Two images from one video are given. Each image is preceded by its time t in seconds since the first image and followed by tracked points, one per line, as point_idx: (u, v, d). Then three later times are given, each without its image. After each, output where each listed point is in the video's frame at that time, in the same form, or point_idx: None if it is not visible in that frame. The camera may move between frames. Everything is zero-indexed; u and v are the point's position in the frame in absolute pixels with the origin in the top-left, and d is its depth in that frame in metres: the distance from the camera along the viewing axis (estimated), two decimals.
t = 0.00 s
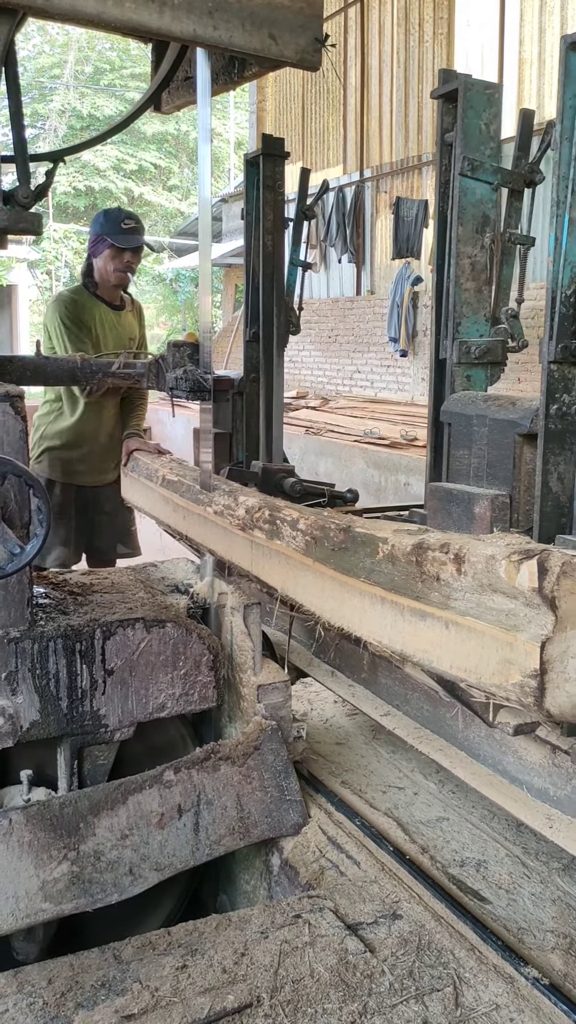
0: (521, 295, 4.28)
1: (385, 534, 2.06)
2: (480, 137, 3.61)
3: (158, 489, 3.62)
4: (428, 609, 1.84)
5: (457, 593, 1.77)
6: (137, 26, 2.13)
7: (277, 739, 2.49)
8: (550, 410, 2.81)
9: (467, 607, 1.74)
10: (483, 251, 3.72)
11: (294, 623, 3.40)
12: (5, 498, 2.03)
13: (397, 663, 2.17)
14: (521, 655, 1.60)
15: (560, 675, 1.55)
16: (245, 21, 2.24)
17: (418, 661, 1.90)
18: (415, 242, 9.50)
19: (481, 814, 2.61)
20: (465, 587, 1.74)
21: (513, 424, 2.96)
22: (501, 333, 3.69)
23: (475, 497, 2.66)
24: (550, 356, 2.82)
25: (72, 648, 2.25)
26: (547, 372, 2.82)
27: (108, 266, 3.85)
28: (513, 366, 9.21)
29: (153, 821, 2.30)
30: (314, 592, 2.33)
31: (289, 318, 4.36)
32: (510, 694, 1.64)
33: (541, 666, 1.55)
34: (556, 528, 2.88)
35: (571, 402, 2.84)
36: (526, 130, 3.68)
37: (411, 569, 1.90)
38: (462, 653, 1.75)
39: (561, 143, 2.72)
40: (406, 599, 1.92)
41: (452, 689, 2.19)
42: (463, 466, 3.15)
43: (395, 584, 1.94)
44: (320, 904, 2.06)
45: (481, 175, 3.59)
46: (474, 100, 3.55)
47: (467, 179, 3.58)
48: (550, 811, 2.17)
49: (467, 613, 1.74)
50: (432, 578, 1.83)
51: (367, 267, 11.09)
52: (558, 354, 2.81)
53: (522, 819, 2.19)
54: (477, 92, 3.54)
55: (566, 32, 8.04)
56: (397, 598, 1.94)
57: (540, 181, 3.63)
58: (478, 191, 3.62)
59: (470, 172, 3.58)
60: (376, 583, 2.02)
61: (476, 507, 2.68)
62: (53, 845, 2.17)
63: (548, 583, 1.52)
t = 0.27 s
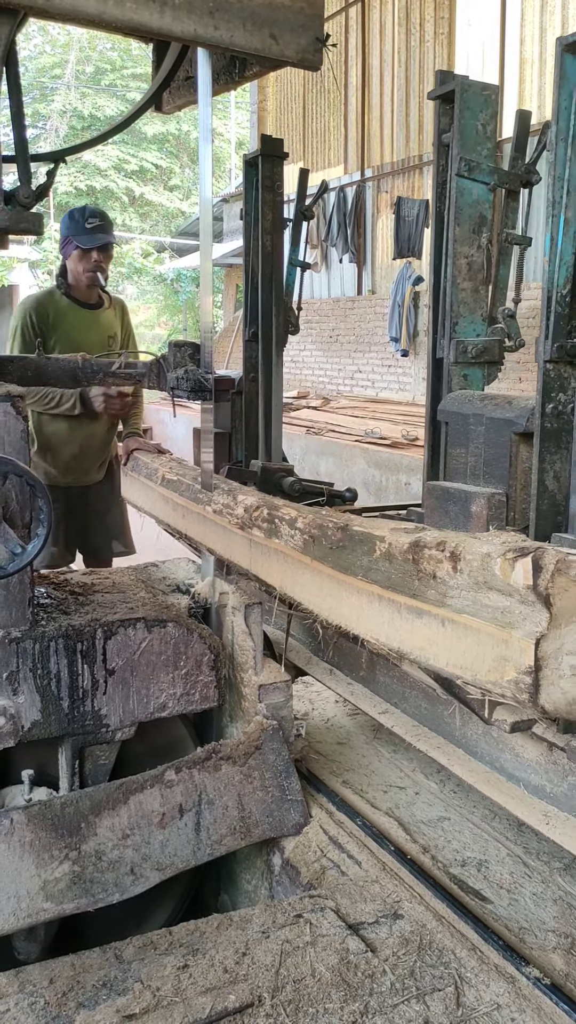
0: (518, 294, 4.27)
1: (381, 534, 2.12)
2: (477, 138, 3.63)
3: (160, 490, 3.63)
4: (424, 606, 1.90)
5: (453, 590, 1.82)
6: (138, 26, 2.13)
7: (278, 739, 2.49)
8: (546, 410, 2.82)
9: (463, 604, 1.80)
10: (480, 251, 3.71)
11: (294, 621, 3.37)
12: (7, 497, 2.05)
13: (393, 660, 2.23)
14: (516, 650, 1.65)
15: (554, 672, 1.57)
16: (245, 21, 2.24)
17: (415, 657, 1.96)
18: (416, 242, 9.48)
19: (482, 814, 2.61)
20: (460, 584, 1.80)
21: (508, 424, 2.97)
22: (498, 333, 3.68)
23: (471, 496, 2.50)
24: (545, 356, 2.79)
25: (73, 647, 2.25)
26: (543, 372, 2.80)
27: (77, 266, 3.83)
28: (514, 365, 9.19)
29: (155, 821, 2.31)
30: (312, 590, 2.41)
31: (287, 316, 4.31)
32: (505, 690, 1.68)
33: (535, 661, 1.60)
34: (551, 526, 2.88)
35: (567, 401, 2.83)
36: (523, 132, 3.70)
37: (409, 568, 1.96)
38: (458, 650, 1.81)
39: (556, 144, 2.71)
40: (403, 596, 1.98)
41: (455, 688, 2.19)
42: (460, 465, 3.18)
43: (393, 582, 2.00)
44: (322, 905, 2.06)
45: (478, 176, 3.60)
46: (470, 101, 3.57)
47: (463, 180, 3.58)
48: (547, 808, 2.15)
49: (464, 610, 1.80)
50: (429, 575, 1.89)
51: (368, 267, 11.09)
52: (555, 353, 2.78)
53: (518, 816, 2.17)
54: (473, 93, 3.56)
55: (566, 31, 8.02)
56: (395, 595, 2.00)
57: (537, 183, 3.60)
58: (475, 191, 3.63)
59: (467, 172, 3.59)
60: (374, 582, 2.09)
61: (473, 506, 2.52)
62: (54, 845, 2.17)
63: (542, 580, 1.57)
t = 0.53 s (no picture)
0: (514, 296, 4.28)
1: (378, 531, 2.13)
2: (473, 140, 3.63)
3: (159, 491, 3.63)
4: (421, 604, 1.93)
5: (448, 588, 1.84)
6: (138, 26, 2.13)
7: (279, 739, 2.49)
8: (542, 409, 2.77)
9: (459, 603, 1.81)
10: (476, 252, 3.71)
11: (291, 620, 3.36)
12: (8, 497, 2.06)
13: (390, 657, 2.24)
14: (510, 649, 1.66)
15: (549, 669, 1.61)
16: (246, 21, 2.24)
17: (411, 656, 1.99)
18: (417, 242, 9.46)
19: (483, 814, 2.62)
20: (456, 582, 1.81)
21: (504, 423, 2.94)
22: (495, 333, 3.68)
23: (467, 494, 2.55)
24: (540, 356, 2.77)
25: (74, 648, 2.25)
26: (539, 372, 2.77)
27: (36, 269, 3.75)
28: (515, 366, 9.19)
29: (155, 821, 2.31)
30: (310, 590, 2.43)
31: (286, 316, 4.31)
32: (500, 689, 1.70)
33: (529, 660, 1.61)
34: (547, 525, 2.84)
35: (563, 401, 2.79)
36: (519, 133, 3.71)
37: (405, 566, 1.97)
38: (454, 649, 1.83)
39: (551, 147, 2.63)
40: (399, 595, 2.00)
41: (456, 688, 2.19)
42: (457, 464, 3.17)
43: (389, 580, 2.02)
44: (322, 905, 2.06)
45: (475, 177, 3.59)
46: (467, 104, 3.55)
47: (460, 181, 3.58)
48: (542, 804, 2.17)
49: (459, 609, 1.81)
50: (424, 574, 1.91)
51: (369, 267, 11.11)
52: (550, 353, 2.76)
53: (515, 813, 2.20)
54: (470, 95, 3.54)
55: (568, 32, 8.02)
56: (391, 594, 2.03)
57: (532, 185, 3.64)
58: (472, 192, 3.63)
59: (463, 173, 3.57)
60: (371, 580, 2.11)
61: (469, 505, 2.56)
62: (55, 845, 2.17)
63: (537, 578, 1.57)
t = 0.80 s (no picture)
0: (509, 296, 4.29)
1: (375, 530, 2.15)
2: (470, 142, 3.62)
3: (159, 491, 3.64)
4: (417, 603, 1.94)
5: (443, 587, 1.86)
6: (141, 26, 2.13)
7: (280, 739, 2.49)
8: (536, 410, 2.72)
9: (454, 601, 1.83)
10: (473, 253, 3.70)
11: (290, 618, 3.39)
12: (10, 497, 2.06)
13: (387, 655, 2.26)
14: (504, 646, 1.69)
15: (542, 665, 1.65)
16: (248, 22, 2.24)
17: (407, 653, 2.01)
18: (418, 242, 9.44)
19: (484, 814, 2.62)
20: (450, 581, 1.83)
21: (500, 423, 2.93)
22: (491, 333, 3.66)
23: (463, 493, 2.72)
24: (535, 356, 2.71)
25: (76, 648, 2.25)
26: (533, 372, 2.72)
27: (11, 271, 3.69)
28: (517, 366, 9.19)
29: (157, 821, 2.31)
30: (307, 588, 2.43)
31: (286, 319, 4.36)
32: (495, 685, 1.73)
33: (522, 656, 1.64)
34: (542, 522, 2.74)
35: (558, 401, 2.73)
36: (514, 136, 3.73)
37: (400, 565, 2.00)
38: (449, 646, 1.85)
39: (546, 149, 2.63)
40: (395, 594, 2.02)
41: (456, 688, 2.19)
42: (453, 463, 3.16)
43: (385, 579, 2.04)
44: (323, 904, 2.06)
45: (471, 178, 3.59)
46: (463, 106, 3.55)
47: (456, 183, 3.59)
48: (539, 801, 2.10)
49: (454, 607, 1.83)
50: (420, 573, 1.93)
51: (370, 267, 11.13)
52: (545, 353, 2.71)
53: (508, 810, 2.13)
54: (466, 98, 3.54)
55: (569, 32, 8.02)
56: (387, 592, 2.05)
57: (528, 186, 3.61)
58: (468, 195, 3.63)
59: (459, 176, 3.59)
60: (367, 578, 2.12)
61: (465, 504, 2.73)
62: (56, 845, 2.18)
63: (530, 577, 1.62)
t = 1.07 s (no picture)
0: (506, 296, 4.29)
1: (371, 529, 2.13)
2: (467, 144, 3.61)
3: (159, 491, 3.64)
4: (412, 599, 1.94)
5: (439, 584, 1.85)
6: (143, 27, 2.13)
7: (281, 739, 2.48)
8: (531, 409, 2.50)
9: (450, 599, 1.82)
10: (470, 255, 3.64)
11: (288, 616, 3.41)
12: (11, 497, 2.07)
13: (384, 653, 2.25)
14: (497, 643, 1.70)
15: (534, 662, 1.67)
16: (251, 21, 2.24)
17: (402, 651, 2.02)
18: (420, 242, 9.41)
19: (485, 815, 2.62)
20: (446, 579, 1.82)
21: (496, 422, 2.74)
22: (488, 334, 3.66)
23: (459, 492, 2.58)
24: (530, 357, 2.49)
25: (77, 648, 2.25)
26: (528, 373, 2.50)
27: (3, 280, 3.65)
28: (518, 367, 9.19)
29: (158, 821, 2.31)
30: (305, 585, 2.42)
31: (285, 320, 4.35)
32: (490, 682, 1.73)
33: (515, 654, 1.66)
34: (538, 524, 2.54)
35: (554, 401, 2.52)
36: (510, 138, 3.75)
37: (397, 564, 1.98)
38: (443, 643, 1.86)
39: (542, 151, 2.33)
40: (391, 591, 2.01)
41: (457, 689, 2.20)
42: (450, 463, 2.95)
43: (381, 577, 2.02)
44: (325, 904, 2.06)
45: (468, 180, 3.53)
46: (460, 108, 3.53)
47: (453, 184, 3.52)
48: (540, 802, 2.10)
49: (449, 604, 1.82)
50: (415, 571, 1.91)
51: (372, 267, 11.13)
52: (540, 354, 2.48)
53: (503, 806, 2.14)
54: (463, 100, 3.52)
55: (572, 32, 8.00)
56: (383, 589, 2.03)
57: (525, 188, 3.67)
58: (465, 196, 3.57)
59: (456, 178, 3.52)
60: (364, 577, 2.11)
61: (461, 503, 2.60)
62: (58, 845, 2.18)
63: (522, 575, 1.62)
